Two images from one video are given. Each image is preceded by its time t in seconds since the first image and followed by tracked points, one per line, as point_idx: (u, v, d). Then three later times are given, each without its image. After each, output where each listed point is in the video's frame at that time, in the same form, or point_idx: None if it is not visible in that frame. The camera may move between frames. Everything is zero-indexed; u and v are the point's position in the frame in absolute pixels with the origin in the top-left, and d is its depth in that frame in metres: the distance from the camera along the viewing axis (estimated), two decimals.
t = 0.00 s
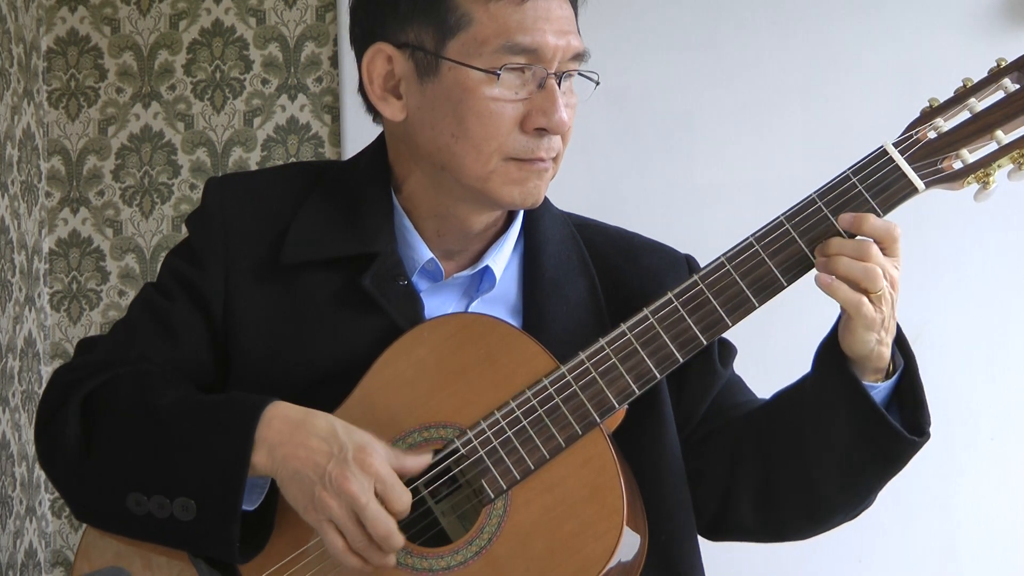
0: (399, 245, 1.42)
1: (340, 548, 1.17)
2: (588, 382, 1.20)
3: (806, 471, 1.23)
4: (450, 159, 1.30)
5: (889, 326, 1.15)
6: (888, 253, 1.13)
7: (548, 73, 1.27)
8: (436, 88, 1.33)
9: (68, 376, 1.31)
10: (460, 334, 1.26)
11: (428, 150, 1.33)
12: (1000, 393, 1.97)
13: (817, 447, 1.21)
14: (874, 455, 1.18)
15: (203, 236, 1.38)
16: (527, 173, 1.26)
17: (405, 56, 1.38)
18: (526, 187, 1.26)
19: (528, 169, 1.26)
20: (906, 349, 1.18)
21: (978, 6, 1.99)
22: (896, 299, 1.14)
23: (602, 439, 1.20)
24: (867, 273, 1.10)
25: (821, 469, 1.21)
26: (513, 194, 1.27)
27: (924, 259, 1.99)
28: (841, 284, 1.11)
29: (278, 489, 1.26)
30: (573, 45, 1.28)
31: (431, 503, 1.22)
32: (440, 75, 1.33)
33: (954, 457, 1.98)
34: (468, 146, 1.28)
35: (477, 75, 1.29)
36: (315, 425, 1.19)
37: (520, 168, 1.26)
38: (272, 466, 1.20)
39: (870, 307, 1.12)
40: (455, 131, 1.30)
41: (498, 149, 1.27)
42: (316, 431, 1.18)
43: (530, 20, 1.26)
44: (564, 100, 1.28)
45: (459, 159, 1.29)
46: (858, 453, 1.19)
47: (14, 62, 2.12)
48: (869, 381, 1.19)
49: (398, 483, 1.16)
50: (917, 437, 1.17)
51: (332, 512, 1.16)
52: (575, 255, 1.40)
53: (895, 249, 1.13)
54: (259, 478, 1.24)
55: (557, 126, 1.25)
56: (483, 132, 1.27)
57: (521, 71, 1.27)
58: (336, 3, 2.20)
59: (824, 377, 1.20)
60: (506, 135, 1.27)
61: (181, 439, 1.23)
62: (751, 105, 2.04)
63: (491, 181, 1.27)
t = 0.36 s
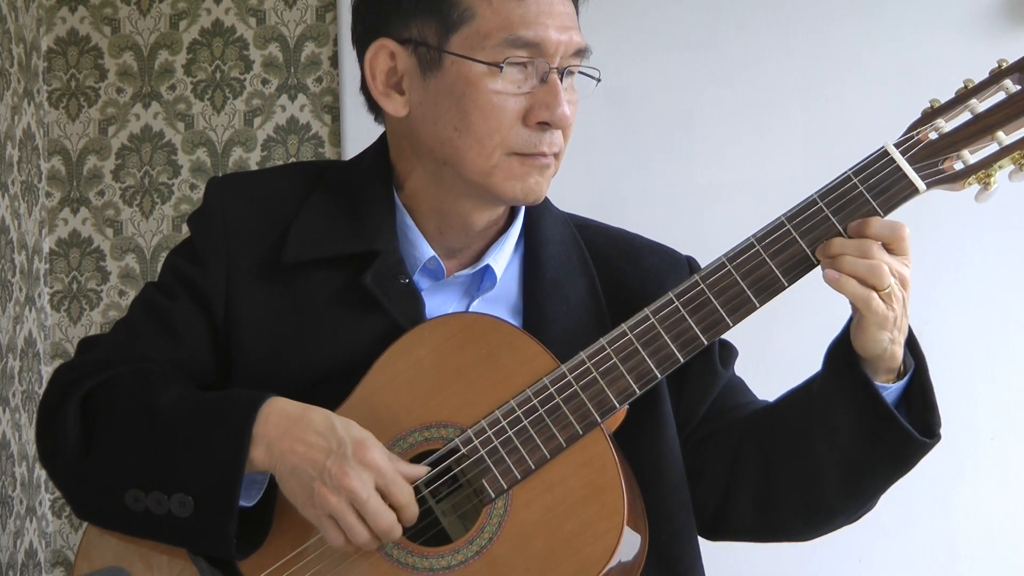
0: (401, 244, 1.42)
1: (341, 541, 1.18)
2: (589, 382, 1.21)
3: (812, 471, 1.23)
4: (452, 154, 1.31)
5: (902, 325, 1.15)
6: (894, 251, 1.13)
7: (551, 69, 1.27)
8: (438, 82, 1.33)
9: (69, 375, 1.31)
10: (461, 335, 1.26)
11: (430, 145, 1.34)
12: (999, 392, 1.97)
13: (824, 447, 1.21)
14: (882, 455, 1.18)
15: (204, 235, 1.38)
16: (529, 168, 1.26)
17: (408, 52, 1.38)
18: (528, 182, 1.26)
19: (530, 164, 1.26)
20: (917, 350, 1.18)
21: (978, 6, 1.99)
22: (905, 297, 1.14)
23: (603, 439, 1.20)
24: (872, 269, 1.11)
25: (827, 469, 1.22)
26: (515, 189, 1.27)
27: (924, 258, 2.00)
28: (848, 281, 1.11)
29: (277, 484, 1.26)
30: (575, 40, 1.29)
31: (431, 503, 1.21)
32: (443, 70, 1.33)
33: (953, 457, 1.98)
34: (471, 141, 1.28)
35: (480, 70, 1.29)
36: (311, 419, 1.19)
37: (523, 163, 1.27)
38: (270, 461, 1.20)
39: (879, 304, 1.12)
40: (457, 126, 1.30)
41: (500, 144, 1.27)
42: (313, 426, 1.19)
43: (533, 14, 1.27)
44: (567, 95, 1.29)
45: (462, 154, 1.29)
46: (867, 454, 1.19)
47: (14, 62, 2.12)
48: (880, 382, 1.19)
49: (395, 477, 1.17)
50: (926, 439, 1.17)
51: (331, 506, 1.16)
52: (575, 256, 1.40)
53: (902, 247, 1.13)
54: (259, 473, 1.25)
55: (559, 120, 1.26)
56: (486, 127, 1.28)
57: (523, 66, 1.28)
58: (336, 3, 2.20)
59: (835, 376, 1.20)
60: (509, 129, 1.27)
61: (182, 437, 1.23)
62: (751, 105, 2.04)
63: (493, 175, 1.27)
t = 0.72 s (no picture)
0: (400, 241, 1.42)
1: (339, 542, 1.18)
2: (587, 382, 1.21)
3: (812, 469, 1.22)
4: (450, 146, 1.30)
5: (902, 324, 1.15)
6: (904, 247, 1.12)
7: (547, 59, 1.28)
8: (436, 73, 1.33)
9: (69, 376, 1.31)
10: (460, 335, 1.26)
11: (428, 137, 1.34)
12: (999, 391, 1.97)
13: (825, 444, 1.21)
14: (882, 455, 1.18)
15: (204, 236, 1.38)
16: (527, 157, 1.26)
17: (405, 45, 1.39)
18: (527, 171, 1.26)
19: (529, 153, 1.26)
20: (919, 350, 1.18)
21: (978, 6, 1.99)
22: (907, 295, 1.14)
23: (601, 439, 1.20)
24: (878, 262, 1.10)
25: (827, 467, 1.21)
26: (514, 178, 1.26)
27: (923, 257, 1.99)
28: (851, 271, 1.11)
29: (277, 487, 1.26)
30: (570, 31, 1.30)
31: (430, 503, 1.22)
32: (440, 60, 1.33)
33: (953, 457, 1.98)
34: (469, 131, 1.28)
35: (478, 60, 1.29)
36: (312, 422, 1.19)
37: (521, 153, 1.26)
38: (270, 462, 1.20)
39: (878, 298, 1.12)
40: (455, 117, 1.30)
41: (499, 133, 1.27)
42: (314, 427, 1.19)
43: (529, 3, 1.29)
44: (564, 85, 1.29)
45: (461, 145, 1.29)
46: (867, 453, 1.19)
47: (14, 62, 2.12)
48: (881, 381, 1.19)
49: (394, 477, 1.16)
50: (926, 439, 1.16)
51: (331, 506, 1.16)
52: (573, 253, 1.40)
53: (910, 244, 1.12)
54: (258, 475, 1.25)
55: (556, 109, 1.26)
56: (484, 116, 1.28)
57: (521, 55, 1.29)
58: (336, 3, 2.20)
59: (835, 376, 1.20)
60: (507, 118, 1.27)
61: (182, 437, 1.23)
62: (750, 104, 2.04)
63: (492, 165, 1.27)
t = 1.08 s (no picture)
0: (400, 239, 1.41)
1: (334, 545, 1.17)
2: (586, 381, 1.20)
3: (812, 468, 1.22)
4: (448, 144, 1.30)
5: (905, 321, 1.14)
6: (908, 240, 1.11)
7: (543, 56, 1.28)
8: (432, 72, 1.33)
9: (68, 376, 1.31)
10: (459, 335, 1.26)
11: (425, 135, 1.33)
12: (1000, 391, 1.96)
13: (825, 445, 1.21)
14: (883, 454, 1.18)
15: (203, 235, 1.38)
16: (524, 155, 1.26)
17: (401, 44, 1.39)
18: (525, 168, 1.26)
19: (526, 150, 1.26)
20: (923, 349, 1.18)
21: (977, 5, 1.99)
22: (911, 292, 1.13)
23: (600, 438, 1.20)
24: (878, 256, 1.10)
25: (827, 466, 1.21)
26: (512, 175, 1.26)
27: (923, 257, 1.99)
28: (853, 266, 1.11)
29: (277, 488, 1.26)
30: (566, 29, 1.30)
31: (430, 502, 1.21)
32: (437, 59, 1.33)
33: (953, 457, 1.98)
34: (466, 129, 1.28)
35: (474, 58, 1.29)
36: (312, 421, 1.19)
37: (519, 151, 1.26)
38: (271, 463, 1.20)
39: (881, 294, 1.11)
40: (452, 115, 1.30)
41: (495, 131, 1.27)
42: (313, 427, 1.18)
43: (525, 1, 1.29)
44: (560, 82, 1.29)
45: (458, 143, 1.29)
46: (869, 452, 1.19)
47: (14, 62, 2.12)
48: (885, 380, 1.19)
49: (394, 476, 1.16)
50: (928, 439, 1.15)
51: (327, 506, 1.16)
52: (572, 251, 1.40)
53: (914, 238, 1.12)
54: (258, 476, 1.25)
55: (552, 106, 1.26)
56: (481, 114, 1.27)
57: (517, 54, 1.29)
58: (336, 3, 2.20)
59: (836, 375, 1.20)
60: (504, 116, 1.27)
61: (181, 437, 1.23)
62: (750, 103, 2.04)
63: (490, 163, 1.27)
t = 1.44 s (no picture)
0: (401, 239, 1.42)
1: (340, 540, 1.18)
2: (587, 382, 1.21)
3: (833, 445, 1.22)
4: (449, 145, 1.30)
5: (930, 297, 1.12)
6: (904, 217, 1.10)
7: (544, 58, 1.29)
8: (433, 73, 1.33)
9: (68, 376, 1.31)
10: (460, 335, 1.26)
11: (426, 136, 1.33)
12: (1000, 391, 1.97)
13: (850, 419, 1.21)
14: (913, 433, 1.17)
15: (203, 235, 1.38)
16: (525, 156, 1.26)
17: (402, 45, 1.38)
18: (526, 170, 1.26)
19: (527, 152, 1.26)
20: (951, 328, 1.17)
21: (978, 6, 1.99)
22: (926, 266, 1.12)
23: (601, 438, 1.20)
24: (878, 239, 1.09)
25: (853, 444, 1.21)
26: (513, 176, 1.26)
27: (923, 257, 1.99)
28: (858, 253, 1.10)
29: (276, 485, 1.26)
30: (567, 29, 1.30)
31: (431, 503, 1.21)
32: (438, 60, 1.33)
33: (954, 456, 1.98)
34: (467, 130, 1.28)
35: (475, 60, 1.29)
36: (312, 420, 1.19)
37: (520, 152, 1.26)
38: (270, 461, 1.20)
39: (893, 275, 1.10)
40: (454, 116, 1.30)
41: (497, 132, 1.27)
42: (313, 424, 1.19)
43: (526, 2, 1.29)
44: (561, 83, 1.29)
45: (459, 144, 1.29)
46: (896, 429, 1.18)
47: (14, 62, 2.12)
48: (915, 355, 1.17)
49: (394, 476, 1.16)
50: (960, 419, 1.15)
51: (332, 504, 1.16)
52: (572, 248, 1.40)
53: (911, 212, 1.11)
54: (258, 474, 1.24)
55: (554, 108, 1.27)
56: (482, 115, 1.28)
57: (518, 55, 1.29)
58: (336, 3, 2.20)
59: (868, 347, 1.19)
60: (505, 117, 1.27)
61: (181, 436, 1.23)
62: (750, 104, 2.04)
63: (491, 164, 1.27)
